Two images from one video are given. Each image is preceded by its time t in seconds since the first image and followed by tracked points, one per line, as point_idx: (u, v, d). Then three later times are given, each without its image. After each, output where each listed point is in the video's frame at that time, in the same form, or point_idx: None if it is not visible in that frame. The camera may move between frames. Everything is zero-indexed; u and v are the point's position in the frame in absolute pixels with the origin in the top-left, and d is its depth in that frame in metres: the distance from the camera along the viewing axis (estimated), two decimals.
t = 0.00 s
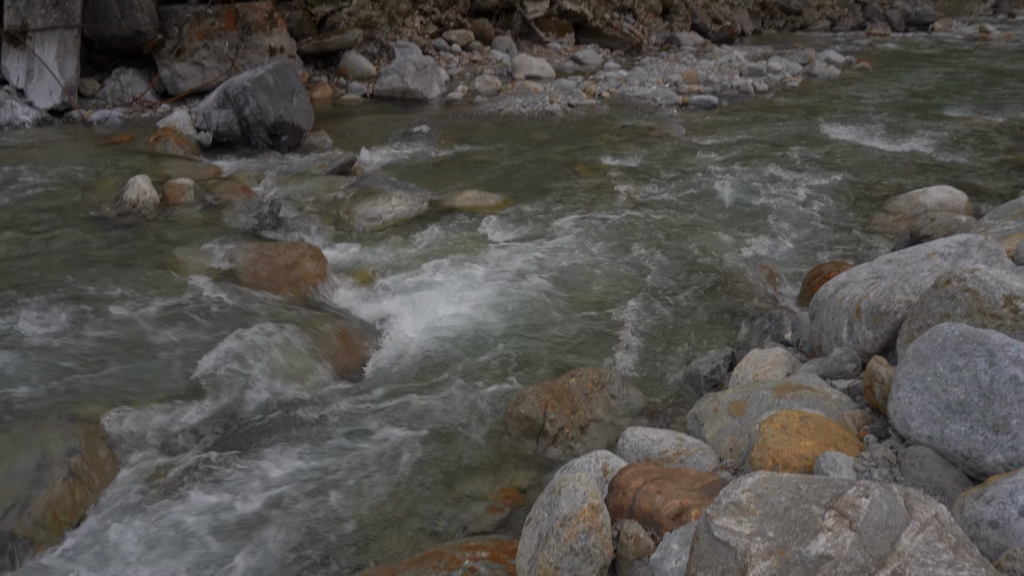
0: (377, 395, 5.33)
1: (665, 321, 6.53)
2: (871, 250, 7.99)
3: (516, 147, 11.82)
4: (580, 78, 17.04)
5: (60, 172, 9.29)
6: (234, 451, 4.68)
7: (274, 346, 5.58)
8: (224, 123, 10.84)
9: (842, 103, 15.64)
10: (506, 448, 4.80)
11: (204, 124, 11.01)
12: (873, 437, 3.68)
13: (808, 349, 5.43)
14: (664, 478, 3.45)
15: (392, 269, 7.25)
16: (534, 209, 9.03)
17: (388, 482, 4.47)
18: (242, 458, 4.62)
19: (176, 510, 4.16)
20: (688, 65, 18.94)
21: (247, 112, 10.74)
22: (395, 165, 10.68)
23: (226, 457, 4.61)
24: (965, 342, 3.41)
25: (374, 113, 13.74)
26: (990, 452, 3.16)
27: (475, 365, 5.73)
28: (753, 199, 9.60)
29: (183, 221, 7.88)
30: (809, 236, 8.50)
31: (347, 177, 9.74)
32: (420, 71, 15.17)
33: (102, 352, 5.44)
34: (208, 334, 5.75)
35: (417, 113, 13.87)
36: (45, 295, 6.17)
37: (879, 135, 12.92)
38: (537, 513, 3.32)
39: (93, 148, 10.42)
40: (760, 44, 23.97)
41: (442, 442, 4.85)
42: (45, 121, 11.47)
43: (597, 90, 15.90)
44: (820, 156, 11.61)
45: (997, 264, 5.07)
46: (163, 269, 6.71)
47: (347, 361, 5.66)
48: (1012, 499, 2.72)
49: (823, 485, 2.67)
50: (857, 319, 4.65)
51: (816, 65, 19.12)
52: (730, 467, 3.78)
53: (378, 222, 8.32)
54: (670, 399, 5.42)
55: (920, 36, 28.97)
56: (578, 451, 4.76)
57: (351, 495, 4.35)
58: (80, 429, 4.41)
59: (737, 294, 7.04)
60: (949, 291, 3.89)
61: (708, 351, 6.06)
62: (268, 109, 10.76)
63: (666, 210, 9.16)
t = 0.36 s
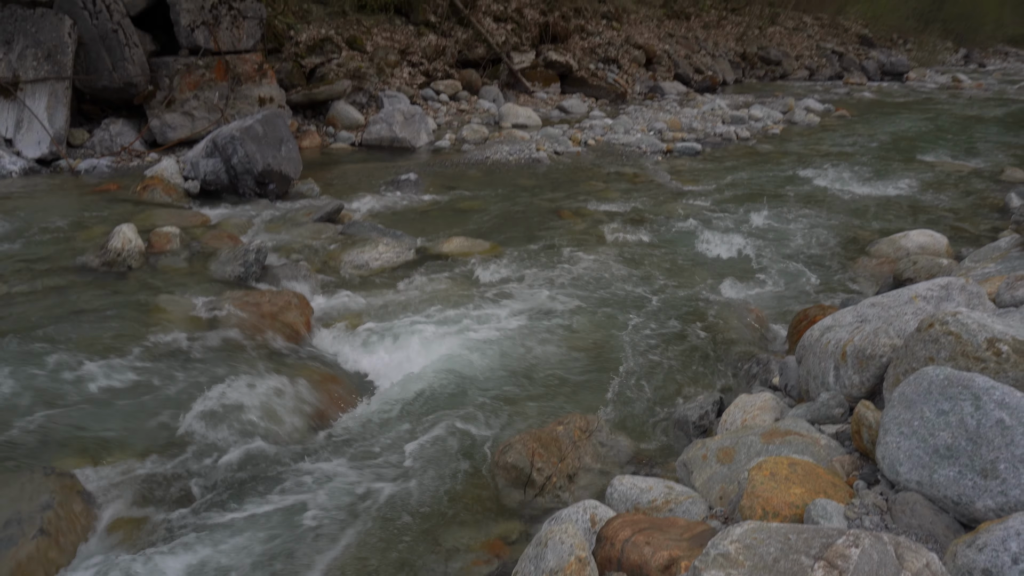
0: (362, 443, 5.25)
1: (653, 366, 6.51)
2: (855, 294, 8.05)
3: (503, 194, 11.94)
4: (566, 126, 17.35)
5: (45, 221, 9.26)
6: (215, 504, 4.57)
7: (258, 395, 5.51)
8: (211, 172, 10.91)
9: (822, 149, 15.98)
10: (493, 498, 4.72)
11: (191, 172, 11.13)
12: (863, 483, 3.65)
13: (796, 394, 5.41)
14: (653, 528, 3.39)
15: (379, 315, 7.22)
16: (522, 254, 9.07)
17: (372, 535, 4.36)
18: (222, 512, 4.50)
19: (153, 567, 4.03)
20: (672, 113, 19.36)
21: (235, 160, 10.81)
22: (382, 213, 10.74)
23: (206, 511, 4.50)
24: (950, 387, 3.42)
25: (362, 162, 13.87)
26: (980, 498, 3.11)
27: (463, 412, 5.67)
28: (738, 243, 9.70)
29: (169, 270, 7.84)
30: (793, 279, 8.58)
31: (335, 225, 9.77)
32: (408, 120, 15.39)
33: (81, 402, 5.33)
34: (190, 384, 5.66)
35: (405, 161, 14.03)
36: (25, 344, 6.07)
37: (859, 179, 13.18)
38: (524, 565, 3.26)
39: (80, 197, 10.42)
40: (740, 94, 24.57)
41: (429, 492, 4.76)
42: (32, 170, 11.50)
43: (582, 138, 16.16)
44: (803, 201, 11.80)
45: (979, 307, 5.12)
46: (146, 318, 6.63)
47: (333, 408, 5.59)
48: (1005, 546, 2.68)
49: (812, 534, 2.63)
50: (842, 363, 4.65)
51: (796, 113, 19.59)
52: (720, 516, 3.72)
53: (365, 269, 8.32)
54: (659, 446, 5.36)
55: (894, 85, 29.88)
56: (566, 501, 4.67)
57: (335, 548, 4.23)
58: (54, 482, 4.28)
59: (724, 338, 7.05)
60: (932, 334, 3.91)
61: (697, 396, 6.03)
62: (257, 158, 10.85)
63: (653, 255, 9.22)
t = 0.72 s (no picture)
0: (344, 488, 5.17)
1: (639, 404, 6.50)
2: (838, 330, 8.11)
3: (488, 233, 12.01)
4: (550, 166, 17.56)
5: (26, 263, 9.19)
6: (193, 553, 4.46)
7: (238, 437, 5.44)
8: (196, 214, 10.88)
9: (803, 187, 16.24)
10: (476, 543, 4.63)
11: (177, 215, 11.05)
12: (847, 522, 3.63)
13: (781, 431, 5.40)
14: (638, 570, 3.36)
15: (363, 356, 7.17)
16: (506, 293, 9.08)
17: None
18: (199, 561, 4.38)
19: None
20: (654, 153, 19.66)
21: (219, 203, 10.81)
22: (367, 253, 10.75)
23: (183, 560, 4.38)
24: (931, 424, 3.45)
25: (348, 202, 13.93)
26: (964, 535, 3.08)
27: (448, 454, 5.61)
28: (721, 280, 9.77)
29: (151, 312, 7.78)
30: (776, 315, 8.63)
31: (319, 266, 9.77)
32: (393, 161, 15.53)
33: (55, 449, 5.21)
34: (169, 428, 5.56)
35: (390, 201, 14.11)
36: None
37: (839, 217, 13.38)
38: None
39: (62, 239, 10.36)
40: (721, 134, 25.04)
41: (411, 537, 4.67)
42: (14, 213, 11.47)
43: (566, 178, 16.34)
44: (784, 238, 11.94)
45: (958, 342, 5.17)
46: (125, 361, 6.54)
47: (315, 451, 5.50)
48: None
49: None
50: (825, 400, 4.65)
51: (776, 152, 19.95)
52: (706, 557, 3.68)
53: (349, 309, 8.29)
54: (644, 486, 5.31)
55: (870, 124, 30.60)
56: (551, 544, 4.60)
57: None
58: (25, 534, 4.15)
59: (708, 375, 7.05)
60: (912, 371, 3.94)
61: (682, 434, 6.00)
62: (241, 200, 10.86)
63: (637, 293, 9.25)
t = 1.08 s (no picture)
0: (321, 527, 5.07)
1: (619, 437, 6.48)
2: (816, 360, 8.17)
3: (469, 267, 12.03)
4: (531, 200, 17.70)
5: None
6: None
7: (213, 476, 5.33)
8: (174, 250, 10.81)
9: (779, 219, 16.47)
10: None
11: (154, 251, 11.01)
12: (826, 554, 3.61)
13: (760, 463, 5.39)
14: None
15: (341, 392, 7.10)
16: (486, 327, 9.07)
17: None
18: None
19: None
20: (634, 186, 19.89)
21: (198, 238, 10.76)
22: (347, 288, 10.72)
23: None
24: (905, 454, 3.47)
25: (328, 237, 13.92)
26: (942, 567, 3.09)
27: (426, 491, 5.54)
28: (700, 312, 9.83)
29: (125, 350, 7.67)
30: (756, 347, 8.68)
31: (298, 301, 9.71)
32: (374, 196, 15.57)
33: (22, 488, 5.07)
34: (141, 467, 5.43)
35: (371, 236, 14.11)
36: None
37: (816, 248, 13.56)
38: None
39: (36, 276, 10.23)
40: (699, 167, 25.42)
41: None
42: None
43: (546, 211, 16.45)
44: (763, 269, 12.06)
45: (931, 372, 5.23)
46: (98, 400, 6.43)
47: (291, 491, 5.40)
48: None
49: None
50: (802, 431, 4.66)
51: (753, 185, 20.27)
52: None
53: (328, 345, 8.23)
54: (625, 520, 5.27)
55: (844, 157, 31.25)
56: None
57: None
58: None
59: (688, 407, 7.05)
60: (886, 402, 3.97)
61: (663, 467, 5.97)
62: (220, 236, 10.83)
63: (617, 325, 9.28)
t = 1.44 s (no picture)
0: (290, 565, 4.95)
1: (594, 466, 6.46)
2: (788, 386, 8.24)
3: (444, 297, 12.00)
4: (506, 230, 17.77)
5: None
6: None
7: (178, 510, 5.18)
8: (142, 283, 10.58)
9: (751, 247, 16.71)
10: None
11: (122, 284, 10.82)
12: None
13: (734, 490, 5.38)
14: None
15: (313, 425, 7.00)
16: (461, 357, 9.03)
17: None
18: None
19: None
20: (607, 215, 20.09)
21: (168, 271, 10.60)
22: (320, 319, 10.62)
23: None
24: (872, 480, 3.50)
25: (301, 268, 13.83)
26: None
27: (399, 526, 5.45)
28: (674, 339, 9.89)
29: (90, 385, 7.50)
30: (729, 373, 8.73)
31: (270, 333, 9.60)
32: (348, 227, 15.53)
33: None
34: (103, 504, 5.27)
35: (345, 267, 14.04)
36: None
37: (786, 275, 13.75)
38: None
39: None
40: (672, 196, 25.77)
41: None
42: None
43: (521, 241, 16.52)
44: (735, 296, 12.19)
45: (898, 397, 5.31)
46: (60, 437, 6.26)
47: (258, 527, 5.27)
48: None
49: None
50: (772, 458, 4.68)
51: (724, 214, 20.58)
52: None
53: (300, 377, 8.13)
54: (599, 551, 5.23)
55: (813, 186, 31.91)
56: None
57: None
58: None
59: (663, 435, 7.05)
60: (853, 427, 4.01)
61: (638, 496, 5.95)
62: (191, 268, 10.70)
63: (592, 353, 9.30)
